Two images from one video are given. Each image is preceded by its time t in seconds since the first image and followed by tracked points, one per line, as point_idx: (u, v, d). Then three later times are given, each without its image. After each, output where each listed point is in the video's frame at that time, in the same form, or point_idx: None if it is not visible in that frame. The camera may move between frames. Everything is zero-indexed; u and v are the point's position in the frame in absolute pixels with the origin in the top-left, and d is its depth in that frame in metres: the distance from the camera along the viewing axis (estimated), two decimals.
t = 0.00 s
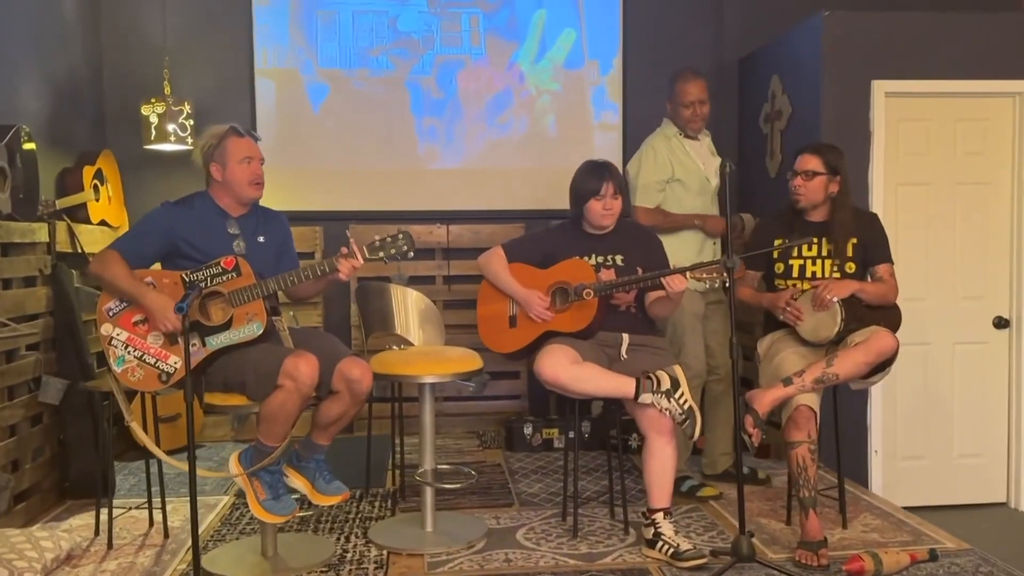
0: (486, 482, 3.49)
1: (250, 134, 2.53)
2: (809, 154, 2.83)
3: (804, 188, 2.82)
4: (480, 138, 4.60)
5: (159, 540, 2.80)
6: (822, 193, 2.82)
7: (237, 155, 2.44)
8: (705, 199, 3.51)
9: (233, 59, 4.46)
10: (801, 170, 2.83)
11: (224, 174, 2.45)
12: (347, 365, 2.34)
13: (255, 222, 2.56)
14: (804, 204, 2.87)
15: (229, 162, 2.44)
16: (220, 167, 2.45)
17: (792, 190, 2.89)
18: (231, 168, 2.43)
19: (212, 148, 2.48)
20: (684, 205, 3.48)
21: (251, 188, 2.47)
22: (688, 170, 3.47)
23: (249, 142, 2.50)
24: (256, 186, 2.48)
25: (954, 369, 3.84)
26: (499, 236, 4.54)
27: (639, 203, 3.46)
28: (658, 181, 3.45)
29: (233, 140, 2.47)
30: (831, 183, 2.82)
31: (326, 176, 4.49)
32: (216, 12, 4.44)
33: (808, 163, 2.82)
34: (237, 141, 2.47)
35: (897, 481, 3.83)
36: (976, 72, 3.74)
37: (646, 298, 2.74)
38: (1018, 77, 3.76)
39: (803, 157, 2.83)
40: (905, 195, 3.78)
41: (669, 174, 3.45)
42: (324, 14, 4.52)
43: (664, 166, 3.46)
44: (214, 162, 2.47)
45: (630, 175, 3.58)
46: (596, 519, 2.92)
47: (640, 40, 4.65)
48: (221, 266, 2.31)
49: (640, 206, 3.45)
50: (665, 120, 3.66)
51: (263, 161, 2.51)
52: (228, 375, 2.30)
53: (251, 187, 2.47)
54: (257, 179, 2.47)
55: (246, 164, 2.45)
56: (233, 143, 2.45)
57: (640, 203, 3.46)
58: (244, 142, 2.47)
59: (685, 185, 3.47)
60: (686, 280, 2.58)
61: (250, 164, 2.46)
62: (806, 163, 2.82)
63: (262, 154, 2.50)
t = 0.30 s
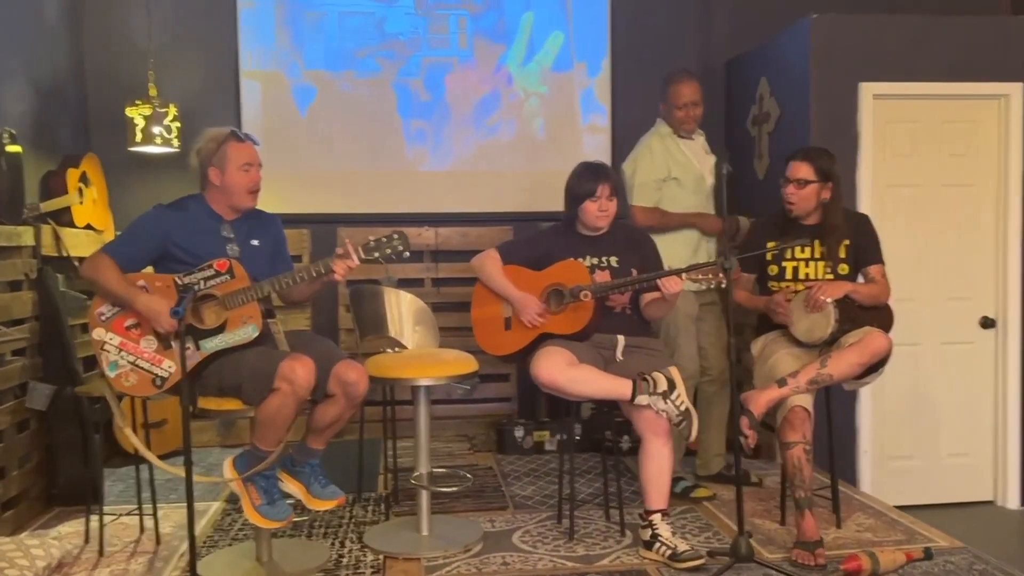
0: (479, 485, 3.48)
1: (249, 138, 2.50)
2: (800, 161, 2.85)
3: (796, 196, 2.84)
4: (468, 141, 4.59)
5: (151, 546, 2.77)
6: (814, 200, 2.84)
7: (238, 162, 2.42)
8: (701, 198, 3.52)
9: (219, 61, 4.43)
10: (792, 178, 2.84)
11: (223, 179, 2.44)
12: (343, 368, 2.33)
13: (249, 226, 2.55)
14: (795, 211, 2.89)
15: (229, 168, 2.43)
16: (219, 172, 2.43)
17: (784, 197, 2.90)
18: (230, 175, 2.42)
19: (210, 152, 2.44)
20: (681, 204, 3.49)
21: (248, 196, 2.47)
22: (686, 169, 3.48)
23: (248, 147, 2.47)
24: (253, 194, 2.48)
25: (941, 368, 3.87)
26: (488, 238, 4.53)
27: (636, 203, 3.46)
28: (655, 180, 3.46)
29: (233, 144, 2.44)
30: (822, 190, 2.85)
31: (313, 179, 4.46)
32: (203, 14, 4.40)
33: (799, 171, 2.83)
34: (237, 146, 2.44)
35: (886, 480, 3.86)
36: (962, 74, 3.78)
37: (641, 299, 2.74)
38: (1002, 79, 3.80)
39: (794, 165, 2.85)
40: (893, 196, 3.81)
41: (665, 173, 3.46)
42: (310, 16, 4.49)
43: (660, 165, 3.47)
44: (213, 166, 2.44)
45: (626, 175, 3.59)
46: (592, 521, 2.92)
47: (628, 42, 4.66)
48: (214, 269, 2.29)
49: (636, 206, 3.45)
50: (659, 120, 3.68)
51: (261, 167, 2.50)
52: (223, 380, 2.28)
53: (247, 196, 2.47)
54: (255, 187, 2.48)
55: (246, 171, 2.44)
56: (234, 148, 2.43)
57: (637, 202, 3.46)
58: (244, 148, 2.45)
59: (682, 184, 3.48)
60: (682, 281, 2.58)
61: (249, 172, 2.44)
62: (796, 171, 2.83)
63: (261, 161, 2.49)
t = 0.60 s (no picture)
0: (479, 489, 3.48)
1: (254, 144, 2.52)
2: (801, 160, 2.88)
3: (798, 194, 2.87)
4: (462, 145, 4.60)
5: (153, 553, 2.76)
6: (815, 198, 2.87)
7: (240, 168, 2.44)
8: (700, 202, 3.57)
9: (214, 65, 4.42)
10: (794, 176, 2.87)
11: (224, 185, 2.45)
12: (349, 374, 2.34)
13: (255, 232, 2.57)
14: (796, 211, 2.92)
15: (230, 174, 2.45)
16: (221, 178, 2.45)
17: (785, 195, 2.93)
18: (231, 181, 2.44)
19: (213, 157, 2.47)
20: (681, 209, 3.53)
21: (249, 202, 2.47)
22: (686, 174, 3.53)
23: (252, 153, 2.49)
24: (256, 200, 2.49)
25: (935, 370, 3.91)
26: (485, 242, 4.54)
27: (637, 207, 3.48)
28: (656, 185, 3.49)
29: (236, 150, 2.46)
30: (823, 188, 2.88)
31: (308, 184, 4.46)
32: (198, 18, 4.39)
33: (801, 169, 2.86)
34: (239, 152, 2.46)
35: (882, 481, 3.89)
36: (955, 79, 3.82)
37: (643, 303, 2.76)
38: (993, 83, 3.84)
39: (795, 164, 2.88)
40: (887, 199, 3.85)
41: (666, 178, 3.50)
42: (305, 20, 4.49)
43: (661, 170, 3.50)
44: (215, 172, 2.46)
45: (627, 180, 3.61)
46: (594, 524, 2.94)
47: (622, 47, 4.69)
48: (222, 275, 2.31)
49: (637, 211, 3.47)
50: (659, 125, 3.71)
51: (265, 173, 2.50)
52: (229, 386, 2.28)
53: (249, 200, 2.47)
54: (257, 193, 2.48)
55: (247, 177, 2.45)
56: (235, 154, 2.45)
57: (637, 207, 3.48)
58: (247, 154, 2.47)
59: (682, 188, 3.52)
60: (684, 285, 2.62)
61: (250, 178, 2.46)
62: (798, 169, 2.86)
63: (265, 167, 2.49)
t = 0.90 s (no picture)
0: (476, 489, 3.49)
1: (257, 148, 2.55)
2: (804, 164, 2.89)
3: (807, 200, 2.89)
4: (456, 147, 4.61)
5: (152, 556, 2.76)
6: (820, 202, 2.91)
7: (244, 171, 2.46)
8: (694, 204, 3.60)
9: (207, 67, 4.41)
10: (799, 181, 2.89)
11: (228, 188, 2.48)
12: (351, 375, 2.35)
13: (258, 236, 2.59)
14: (796, 215, 2.96)
15: (234, 177, 2.47)
16: (225, 181, 2.48)
17: (788, 200, 2.95)
18: (236, 183, 2.47)
19: (217, 161, 2.50)
20: (675, 211, 3.56)
21: (253, 205, 2.50)
22: (680, 176, 3.55)
23: (256, 157, 2.52)
24: (260, 203, 2.51)
25: (925, 370, 3.95)
26: (478, 244, 4.56)
27: (632, 210, 3.51)
28: (651, 187, 3.51)
29: (240, 153, 2.49)
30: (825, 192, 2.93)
31: (301, 186, 4.46)
32: (191, 20, 4.38)
33: (807, 174, 2.88)
34: (243, 155, 2.50)
35: (873, 480, 3.93)
36: (944, 82, 3.86)
37: (641, 304, 2.79)
38: (981, 86, 3.89)
39: (800, 168, 2.89)
40: (878, 201, 3.89)
41: (660, 180, 3.52)
42: (297, 22, 4.49)
43: (656, 172, 3.52)
44: (219, 176, 2.49)
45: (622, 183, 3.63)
46: (592, 524, 2.96)
47: (613, 50, 4.72)
48: (225, 277, 2.33)
49: (632, 214, 3.50)
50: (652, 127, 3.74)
51: (268, 176, 2.53)
52: (232, 387, 2.29)
53: (252, 205, 2.50)
54: (261, 196, 2.50)
55: (252, 180, 2.48)
56: (239, 157, 2.48)
57: (633, 210, 3.51)
58: (250, 157, 2.50)
59: (677, 191, 3.54)
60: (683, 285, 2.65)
61: (255, 181, 2.48)
62: (803, 174, 2.88)
63: (268, 170, 2.52)
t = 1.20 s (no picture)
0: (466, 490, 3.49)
1: (256, 153, 2.57)
2: (795, 164, 2.92)
3: (802, 200, 2.92)
4: (443, 148, 4.62)
5: (142, 557, 2.74)
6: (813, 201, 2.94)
7: (243, 176, 2.48)
8: (682, 203, 3.63)
9: (193, 66, 4.38)
10: (793, 182, 2.91)
11: (225, 191, 2.49)
12: (343, 375, 2.36)
13: (252, 237, 2.61)
14: (789, 216, 2.98)
15: (232, 181, 2.49)
16: (222, 184, 2.49)
17: (783, 203, 2.96)
18: (234, 188, 2.48)
19: (216, 163, 2.51)
20: (664, 209, 3.58)
21: (250, 209, 2.52)
22: (668, 175, 3.57)
23: (255, 161, 2.54)
24: (256, 207, 2.53)
25: (909, 369, 4.00)
26: (466, 245, 4.56)
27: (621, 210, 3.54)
28: (640, 186, 3.53)
29: (239, 157, 2.51)
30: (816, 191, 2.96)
31: (288, 186, 4.44)
32: (177, 19, 4.36)
33: (800, 174, 2.91)
34: (242, 160, 2.51)
35: (859, 478, 3.96)
36: (928, 85, 3.90)
37: (632, 304, 2.81)
38: (964, 89, 3.93)
39: (793, 169, 2.92)
40: (862, 203, 3.93)
41: (649, 180, 3.54)
42: (284, 22, 4.47)
43: (644, 172, 3.54)
44: (217, 178, 2.50)
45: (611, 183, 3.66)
46: (582, 523, 2.97)
47: (600, 52, 4.74)
48: (218, 277, 2.35)
49: (622, 214, 3.53)
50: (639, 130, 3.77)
51: (266, 181, 2.55)
52: (226, 387, 2.29)
53: (250, 209, 2.52)
54: (258, 201, 2.52)
55: (249, 185, 2.49)
56: (239, 161, 2.49)
57: (622, 210, 3.53)
58: (249, 161, 2.52)
59: (665, 189, 3.57)
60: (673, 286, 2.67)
61: (252, 185, 2.50)
62: (796, 174, 2.91)
63: (266, 175, 2.54)
